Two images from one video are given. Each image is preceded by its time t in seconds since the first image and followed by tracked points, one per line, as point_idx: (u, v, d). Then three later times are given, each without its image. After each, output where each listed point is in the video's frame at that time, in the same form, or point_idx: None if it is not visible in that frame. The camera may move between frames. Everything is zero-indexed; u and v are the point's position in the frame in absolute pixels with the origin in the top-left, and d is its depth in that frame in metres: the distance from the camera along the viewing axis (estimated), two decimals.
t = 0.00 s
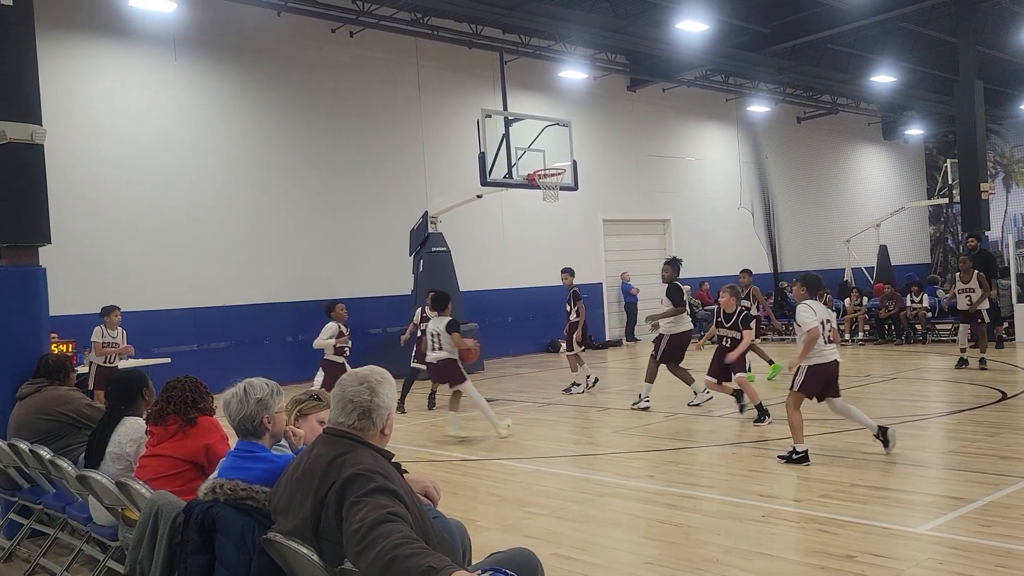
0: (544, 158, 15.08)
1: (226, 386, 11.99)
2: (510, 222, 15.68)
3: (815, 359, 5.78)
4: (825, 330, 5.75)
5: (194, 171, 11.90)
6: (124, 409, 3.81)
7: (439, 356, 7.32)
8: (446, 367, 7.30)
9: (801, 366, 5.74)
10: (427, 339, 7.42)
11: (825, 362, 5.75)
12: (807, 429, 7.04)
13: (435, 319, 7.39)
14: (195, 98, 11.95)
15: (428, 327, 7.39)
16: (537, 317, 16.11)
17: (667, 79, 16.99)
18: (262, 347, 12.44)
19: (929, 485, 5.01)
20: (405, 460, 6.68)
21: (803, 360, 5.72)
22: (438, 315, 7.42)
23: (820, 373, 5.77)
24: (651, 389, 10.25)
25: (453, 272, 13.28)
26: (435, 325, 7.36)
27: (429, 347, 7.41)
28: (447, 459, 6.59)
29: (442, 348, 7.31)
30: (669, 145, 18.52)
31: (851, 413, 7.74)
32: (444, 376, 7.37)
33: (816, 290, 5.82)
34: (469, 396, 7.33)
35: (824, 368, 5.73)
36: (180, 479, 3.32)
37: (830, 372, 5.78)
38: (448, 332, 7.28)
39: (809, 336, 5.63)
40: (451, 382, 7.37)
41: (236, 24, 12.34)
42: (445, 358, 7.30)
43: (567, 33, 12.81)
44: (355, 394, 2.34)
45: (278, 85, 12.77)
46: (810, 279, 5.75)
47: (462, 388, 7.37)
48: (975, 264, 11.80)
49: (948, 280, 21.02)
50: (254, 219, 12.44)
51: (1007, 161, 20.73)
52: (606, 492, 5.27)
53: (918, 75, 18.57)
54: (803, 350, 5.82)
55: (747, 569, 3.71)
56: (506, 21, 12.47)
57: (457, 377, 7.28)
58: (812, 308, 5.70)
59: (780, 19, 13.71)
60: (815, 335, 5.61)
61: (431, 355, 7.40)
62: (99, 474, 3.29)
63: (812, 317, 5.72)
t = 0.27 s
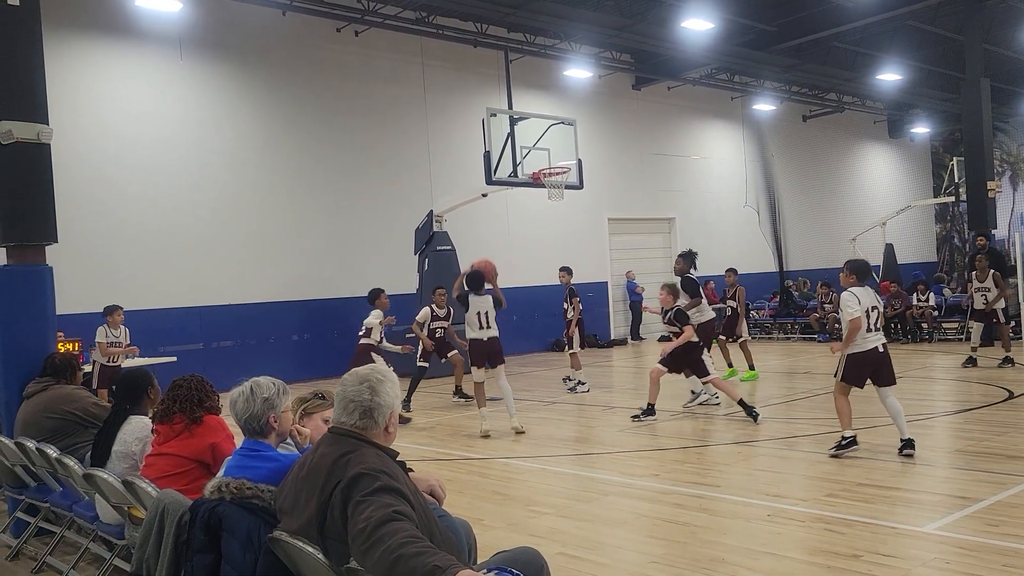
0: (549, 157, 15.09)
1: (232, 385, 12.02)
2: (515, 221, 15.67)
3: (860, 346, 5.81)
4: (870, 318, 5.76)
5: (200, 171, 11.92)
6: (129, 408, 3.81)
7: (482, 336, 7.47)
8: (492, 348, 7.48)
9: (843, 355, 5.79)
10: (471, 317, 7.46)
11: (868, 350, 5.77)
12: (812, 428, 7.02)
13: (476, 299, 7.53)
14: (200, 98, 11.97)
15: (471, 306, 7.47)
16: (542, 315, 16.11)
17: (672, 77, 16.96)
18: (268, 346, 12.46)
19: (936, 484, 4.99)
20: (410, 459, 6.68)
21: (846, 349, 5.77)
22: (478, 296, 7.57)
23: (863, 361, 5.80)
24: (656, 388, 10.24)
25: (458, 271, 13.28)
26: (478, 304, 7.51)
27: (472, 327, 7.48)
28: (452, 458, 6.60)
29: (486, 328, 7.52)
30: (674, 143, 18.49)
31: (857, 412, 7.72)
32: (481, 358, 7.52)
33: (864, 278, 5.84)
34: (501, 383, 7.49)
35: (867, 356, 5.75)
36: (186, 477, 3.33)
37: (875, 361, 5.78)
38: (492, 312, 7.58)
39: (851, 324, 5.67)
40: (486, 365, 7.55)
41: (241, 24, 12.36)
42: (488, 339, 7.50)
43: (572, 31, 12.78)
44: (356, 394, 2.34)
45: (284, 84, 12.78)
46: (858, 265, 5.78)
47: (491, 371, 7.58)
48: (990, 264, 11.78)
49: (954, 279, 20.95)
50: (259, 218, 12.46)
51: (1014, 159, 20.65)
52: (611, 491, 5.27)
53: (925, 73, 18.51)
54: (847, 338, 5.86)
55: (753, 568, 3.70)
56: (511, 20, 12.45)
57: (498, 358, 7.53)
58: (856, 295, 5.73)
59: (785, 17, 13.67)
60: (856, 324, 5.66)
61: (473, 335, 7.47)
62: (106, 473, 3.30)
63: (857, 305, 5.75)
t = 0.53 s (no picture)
0: (552, 156, 15.09)
1: (235, 384, 12.03)
2: (517, 221, 15.67)
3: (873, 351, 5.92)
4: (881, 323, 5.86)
5: (202, 170, 11.93)
6: (132, 408, 3.82)
7: (494, 307, 8.32)
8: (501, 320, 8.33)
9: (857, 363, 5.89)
10: (485, 289, 8.23)
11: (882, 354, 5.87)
12: (815, 429, 7.01)
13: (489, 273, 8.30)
14: (204, 97, 11.98)
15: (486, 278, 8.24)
16: (545, 315, 16.11)
17: (675, 77, 16.94)
18: (270, 345, 12.47)
19: (938, 484, 4.99)
20: (413, 459, 6.69)
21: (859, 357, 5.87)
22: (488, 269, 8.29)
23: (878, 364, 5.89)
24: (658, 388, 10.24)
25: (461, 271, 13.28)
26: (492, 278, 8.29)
27: (485, 298, 8.26)
28: (454, 458, 6.60)
29: (496, 300, 8.35)
30: (677, 143, 18.48)
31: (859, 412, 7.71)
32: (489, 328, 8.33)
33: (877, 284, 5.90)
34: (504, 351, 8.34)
35: (880, 362, 5.86)
36: (188, 477, 3.33)
37: (889, 365, 5.88)
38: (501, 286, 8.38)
39: (861, 331, 5.78)
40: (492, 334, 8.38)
41: (244, 23, 12.37)
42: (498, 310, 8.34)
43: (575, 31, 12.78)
44: (359, 395, 2.33)
45: (286, 84, 12.79)
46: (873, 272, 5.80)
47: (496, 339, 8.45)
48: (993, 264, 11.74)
49: (958, 279, 20.92)
50: (262, 217, 12.47)
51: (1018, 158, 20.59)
52: (614, 491, 5.27)
53: (928, 72, 18.47)
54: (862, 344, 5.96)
55: (756, 568, 3.70)
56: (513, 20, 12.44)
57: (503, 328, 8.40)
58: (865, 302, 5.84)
59: (788, 16, 13.65)
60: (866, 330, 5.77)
61: (486, 305, 8.28)
62: (109, 472, 3.31)
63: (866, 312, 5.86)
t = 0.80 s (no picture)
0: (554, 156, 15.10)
1: (236, 384, 12.03)
2: (519, 221, 15.67)
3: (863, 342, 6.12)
4: (869, 317, 6.04)
5: (205, 170, 11.94)
6: (134, 408, 3.82)
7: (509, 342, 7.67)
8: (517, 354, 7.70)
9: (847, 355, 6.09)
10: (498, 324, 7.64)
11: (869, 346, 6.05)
12: (817, 429, 7.00)
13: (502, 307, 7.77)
14: (207, 97, 11.99)
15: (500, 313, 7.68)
16: (546, 315, 16.11)
17: (677, 77, 16.93)
18: (272, 345, 12.48)
19: (940, 484, 4.98)
20: (414, 458, 6.69)
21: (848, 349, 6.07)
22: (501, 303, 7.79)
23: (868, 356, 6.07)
24: (660, 388, 10.23)
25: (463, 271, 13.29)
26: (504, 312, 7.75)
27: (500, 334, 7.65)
28: (456, 458, 6.60)
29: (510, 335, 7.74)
30: (679, 143, 18.48)
31: (861, 412, 7.70)
32: (504, 365, 7.62)
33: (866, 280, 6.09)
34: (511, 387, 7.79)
35: (869, 355, 6.03)
36: (191, 476, 3.34)
37: (879, 358, 6.05)
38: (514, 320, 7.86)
39: (844, 325, 6.02)
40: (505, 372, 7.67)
41: (246, 23, 12.38)
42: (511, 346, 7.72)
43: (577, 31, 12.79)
44: (361, 397, 2.33)
45: (288, 84, 12.79)
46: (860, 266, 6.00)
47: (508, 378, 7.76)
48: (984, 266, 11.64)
49: (960, 279, 20.90)
50: (264, 217, 12.47)
51: (1020, 158, 20.58)
52: (615, 491, 5.27)
53: (930, 72, 18.45)
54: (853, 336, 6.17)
55: (757, 568, 3.70)
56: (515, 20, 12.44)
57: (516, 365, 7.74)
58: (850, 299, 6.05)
59: (790, 17, 13.64)
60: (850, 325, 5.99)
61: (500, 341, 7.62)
62: (111, 471, 3.31)
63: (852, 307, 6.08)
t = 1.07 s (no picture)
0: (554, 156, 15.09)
1: (236, 383, 12.03)
2: (520, 221, 15.67)
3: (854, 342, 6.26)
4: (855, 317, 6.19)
5: (205, 169, 11.94)
6: (133, 408, 3.82)
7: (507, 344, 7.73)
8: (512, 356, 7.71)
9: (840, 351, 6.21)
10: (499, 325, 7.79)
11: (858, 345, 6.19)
12: (817, 429, 7.00)
13: (510, 309, 7.85)
14: (207, 96, 11.99)
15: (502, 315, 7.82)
16: (546, 314, 16.12)
17: (678, 76, 16.92)
18: (272, 344, 12.48)
19: (940, 484, 4.98)
20: (414, 457, 6.70)
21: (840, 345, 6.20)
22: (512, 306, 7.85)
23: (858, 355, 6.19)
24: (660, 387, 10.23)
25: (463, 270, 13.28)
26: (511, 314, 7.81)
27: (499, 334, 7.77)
28: (456, 457, 6.60)
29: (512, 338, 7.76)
30: (679, 143, 18.48)
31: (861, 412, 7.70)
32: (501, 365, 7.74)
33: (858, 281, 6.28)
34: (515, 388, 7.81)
35: (861, 352, 6.15)
36: (189, 475, 3.33)
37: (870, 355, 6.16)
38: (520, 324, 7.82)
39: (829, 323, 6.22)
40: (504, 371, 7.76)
41: (247, 22, 12.37)
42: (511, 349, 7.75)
43: (577, 30, 12.78)
44: (360, 396, 2.33)
45: (289, 83, 12.79)
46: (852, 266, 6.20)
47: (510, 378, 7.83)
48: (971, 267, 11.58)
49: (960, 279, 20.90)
50: (264, 216, 12.47)
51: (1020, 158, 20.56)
52: (615, 490, 5.27)
53: (930, 71, 18.45)
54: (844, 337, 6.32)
55: (757, 568, 3.69)
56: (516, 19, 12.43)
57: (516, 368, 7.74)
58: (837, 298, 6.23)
59: (791, 16, 13.63)
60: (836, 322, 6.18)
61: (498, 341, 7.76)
62: (110, 470, 3.30)
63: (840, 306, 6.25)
